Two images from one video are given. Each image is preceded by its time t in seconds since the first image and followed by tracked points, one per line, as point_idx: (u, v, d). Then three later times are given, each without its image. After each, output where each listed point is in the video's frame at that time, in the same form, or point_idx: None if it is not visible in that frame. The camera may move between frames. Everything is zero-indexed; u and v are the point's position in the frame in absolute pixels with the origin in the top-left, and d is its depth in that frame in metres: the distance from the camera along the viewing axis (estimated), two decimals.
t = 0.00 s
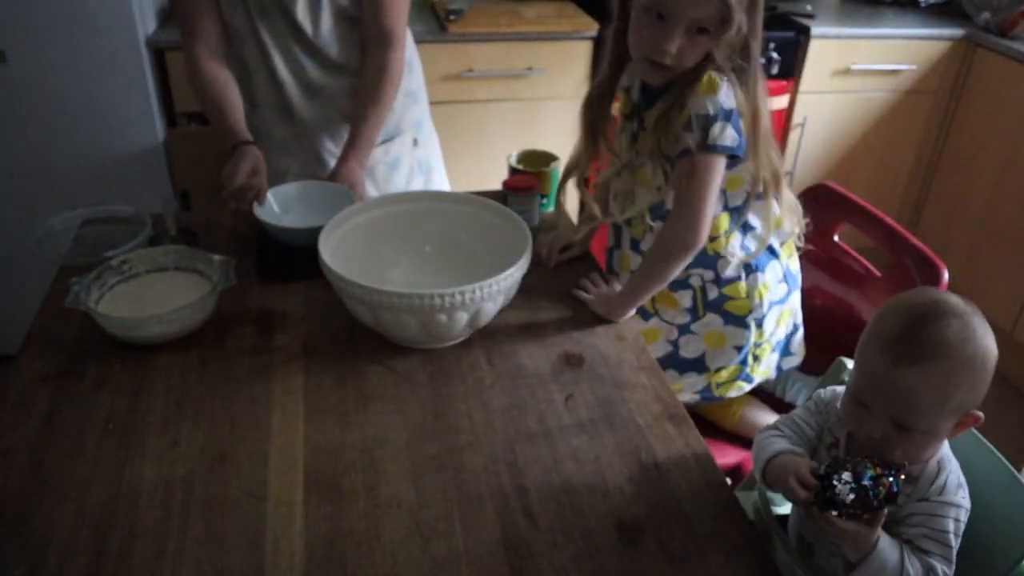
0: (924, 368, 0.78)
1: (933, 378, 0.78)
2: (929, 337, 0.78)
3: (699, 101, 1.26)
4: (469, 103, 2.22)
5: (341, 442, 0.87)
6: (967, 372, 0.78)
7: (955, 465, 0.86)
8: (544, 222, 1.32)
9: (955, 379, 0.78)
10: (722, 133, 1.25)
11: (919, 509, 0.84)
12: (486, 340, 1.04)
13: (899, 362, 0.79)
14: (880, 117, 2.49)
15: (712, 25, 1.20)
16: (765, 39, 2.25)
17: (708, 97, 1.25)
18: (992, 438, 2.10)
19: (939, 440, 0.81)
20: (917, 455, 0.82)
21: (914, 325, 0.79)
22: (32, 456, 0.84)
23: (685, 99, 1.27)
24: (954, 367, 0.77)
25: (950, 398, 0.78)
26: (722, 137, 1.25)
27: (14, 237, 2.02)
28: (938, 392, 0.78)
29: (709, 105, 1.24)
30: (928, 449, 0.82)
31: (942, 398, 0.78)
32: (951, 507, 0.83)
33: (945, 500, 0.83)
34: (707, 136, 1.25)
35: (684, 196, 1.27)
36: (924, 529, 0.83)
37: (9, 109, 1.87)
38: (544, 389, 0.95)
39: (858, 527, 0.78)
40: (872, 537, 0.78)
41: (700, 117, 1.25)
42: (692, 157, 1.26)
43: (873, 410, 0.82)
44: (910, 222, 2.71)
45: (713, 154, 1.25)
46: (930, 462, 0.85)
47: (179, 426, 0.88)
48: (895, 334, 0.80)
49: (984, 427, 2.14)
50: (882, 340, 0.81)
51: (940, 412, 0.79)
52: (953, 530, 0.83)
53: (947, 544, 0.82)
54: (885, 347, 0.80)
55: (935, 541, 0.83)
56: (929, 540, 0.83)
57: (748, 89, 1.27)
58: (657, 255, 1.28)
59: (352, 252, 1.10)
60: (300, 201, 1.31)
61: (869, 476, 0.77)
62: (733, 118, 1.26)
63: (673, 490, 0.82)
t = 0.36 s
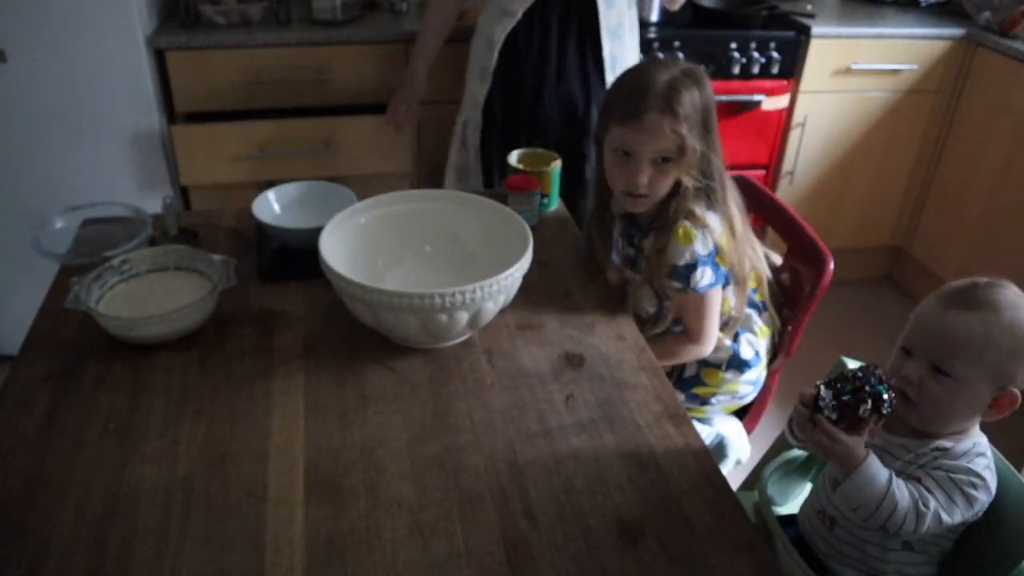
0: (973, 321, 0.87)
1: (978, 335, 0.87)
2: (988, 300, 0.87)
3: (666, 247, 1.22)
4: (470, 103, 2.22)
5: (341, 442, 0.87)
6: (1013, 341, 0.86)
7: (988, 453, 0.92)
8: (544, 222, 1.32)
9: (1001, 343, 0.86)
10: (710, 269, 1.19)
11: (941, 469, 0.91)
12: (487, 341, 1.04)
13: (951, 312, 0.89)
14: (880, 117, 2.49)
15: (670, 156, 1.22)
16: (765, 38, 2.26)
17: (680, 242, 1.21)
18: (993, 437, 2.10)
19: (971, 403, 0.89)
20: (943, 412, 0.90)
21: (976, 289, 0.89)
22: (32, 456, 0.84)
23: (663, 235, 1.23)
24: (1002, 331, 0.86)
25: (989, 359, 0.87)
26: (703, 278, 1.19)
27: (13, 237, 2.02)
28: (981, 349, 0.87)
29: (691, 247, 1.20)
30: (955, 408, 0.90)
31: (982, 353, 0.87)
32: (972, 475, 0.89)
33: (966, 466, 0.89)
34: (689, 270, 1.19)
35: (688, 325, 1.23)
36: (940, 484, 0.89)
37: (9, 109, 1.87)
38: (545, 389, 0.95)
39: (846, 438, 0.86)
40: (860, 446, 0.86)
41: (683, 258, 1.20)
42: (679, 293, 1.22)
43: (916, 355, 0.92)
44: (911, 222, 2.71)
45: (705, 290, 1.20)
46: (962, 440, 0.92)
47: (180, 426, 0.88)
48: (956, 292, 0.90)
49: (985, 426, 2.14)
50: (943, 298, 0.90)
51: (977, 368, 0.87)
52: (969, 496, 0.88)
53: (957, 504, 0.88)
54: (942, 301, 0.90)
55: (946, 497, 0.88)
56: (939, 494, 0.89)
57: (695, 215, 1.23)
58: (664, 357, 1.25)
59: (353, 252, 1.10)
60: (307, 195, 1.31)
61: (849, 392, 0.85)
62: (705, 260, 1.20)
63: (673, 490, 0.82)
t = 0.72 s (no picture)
0: (994, 351, 0.83)
1: (998, 365, 0.83)
2: (1013, 328, 0.83)
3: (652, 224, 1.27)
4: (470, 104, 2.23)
5: (341, 443, 0.87)
6: None
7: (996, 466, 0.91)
8: (544, 223, 1.32)
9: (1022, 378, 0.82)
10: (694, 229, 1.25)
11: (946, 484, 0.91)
12: (487, 341, 1.04)
13: (973, 339, 0.85)
14: (880, 118, 2.49)
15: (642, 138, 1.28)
16: (765, 39, 2.26)
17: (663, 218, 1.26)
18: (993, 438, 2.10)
19: (984, 430, 0.86)
20: (954, 435, 0.89)
21: (1007, 316, 0.84)
22: (32, 456, 0.84)
23: (649, 206, 1.28)
24: None
25: (1008, 392, 0.83)
26: (692, 237, 1.25)
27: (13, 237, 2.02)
28: (1000, 380, 0.83)
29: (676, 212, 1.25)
30: (967, 433, 0.87)
31: (1000, 386, 0.83)
32: (978, 490, 0.89)
33: (972, 482, 0.89)
34: (675, 234, 1.25)
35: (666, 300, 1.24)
36: (945, 500, 0.89)
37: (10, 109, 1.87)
38: (544, 389, 0.95)
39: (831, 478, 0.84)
40: (851, 472, 0.86)
41: (670, 226, 1.25)
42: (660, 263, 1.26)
43: (931, 377, 0.89)
44: (911, 224, 2.71)
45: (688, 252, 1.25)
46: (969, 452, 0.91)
47: (180, 426, 0.88)
48: (985, 317, 0.85)
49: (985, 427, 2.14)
50: (970, 320, 0.86)
51: (994, 400, 0.84)
52: (975, 510, 0.88)
53: (961, 519, 0.89)
54: (969, 323, 0.86)
55: (951, 513, 0.89)
56: (943, 511, 0.89)
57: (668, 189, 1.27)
58: (654, 346, 1.21)
59: (353, 252, 1.10)
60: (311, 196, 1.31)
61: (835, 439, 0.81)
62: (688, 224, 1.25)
63: (673, 490, 0.82)
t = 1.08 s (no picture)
0: (963, 329, 0.86)
1: (967, 342, 0.85)
2: (981, 309, 0.85)
3: (716, 267, 1.16)
4: (469, 100, 2.23)
5: (341, 440, 0.87)
6: (1007, 352, 0.84)
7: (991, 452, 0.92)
8: (544, 219, 1.32)
9: (991, 353, 0.84)
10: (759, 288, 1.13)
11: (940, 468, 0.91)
12: (487, 338, 1.04)
13: (943, 319, 0.87)
14: (880, 114, 2.49)
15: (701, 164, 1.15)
16: (765, 34, 2.25)
17: (729, 267, 1.14)
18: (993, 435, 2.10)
19: (963, 412, 0.88)
20: (939, 417, 0.90)
21: (974, 295, 0.87)
22: (32, 453, 0.84)
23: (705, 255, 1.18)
24: (996, 340, 0.84)
25: (978, 368, 0.85)
26: (759, 296, 1.13)
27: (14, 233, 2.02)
28: (971, 357, 0.85)
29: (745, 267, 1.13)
30: (950, 413, 0.89)
31: (972, 362, 0.85)
32: (972, 472, 0.89)
33: (966, 466, 0.89)
34: (734, 289, 1.13)
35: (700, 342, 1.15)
36: (938, 480, 0.89)
37: (9, 105, 1.87)
38: (544, 386, 0.95)
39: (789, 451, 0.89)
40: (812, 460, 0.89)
41: (733, 279, 1.13)
42: (705, 305, 1.17)
43: (908, 362, 0.91)
44: (911, 219, 2.71)
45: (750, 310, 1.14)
46: (963, 440, 0.91)
47: (180, 424, 0.88)
48: (953, 299, 0.88)
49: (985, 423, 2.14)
50: (940, 304, 0.89)
51: (967, 377, 0.86)
52: (970, 494, 0.88)
53: (957, 501, 0.88)
54: (939, 305, 0.89)
55: (945, 494, 0.88)
56: (937, 489, 0.89)
57: (744, 236, 1.14)
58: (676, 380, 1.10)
59: (353, 249, 1.10)
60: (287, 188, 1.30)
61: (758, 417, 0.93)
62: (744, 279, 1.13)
63: (674, 486, 0.82)
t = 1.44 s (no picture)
0: (945, 344, 0.87)
1: (950, 358, 0.86)
2: (963, 321, 0.87)
3: (698, 266, 1.17)
4: (469, 104, 2.23)
5: (341, 443, 0.87)
6: (989, 368, 0.85)
7: (988, 459, 0.92)
8: (544, 222, 1.32)
9: (974, 368, 0.85)
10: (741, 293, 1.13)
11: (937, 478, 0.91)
12: (487, 341, 1.04)
13: (927, 334, 0.88)
14: (880, 117, 2.49)
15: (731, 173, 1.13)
16: (765, 38, 2.26)
17: (709, 269, 1.15)
18: (992, 438, 2.10)
19: (955, 422, 0.89)
20: (927, 431, 0.91)
21: (956, 307, 0.88)
22: (32, 456, 0.84)
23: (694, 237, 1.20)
24: (979, 355, 0.85)
25: (961, 383, 0.86)
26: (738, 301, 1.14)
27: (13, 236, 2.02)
28: (955, 372, 0.86)
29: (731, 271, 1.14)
30: (938, 428, 0.90)
31: (954, 375, 0.86)
32: (969, 483, 0.89)
33: (963, 476, 0.89)
34: (713, 292, 1.14)
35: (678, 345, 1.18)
36: (936, 494, 0.89)
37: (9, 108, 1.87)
38: (544, 389, 0.95)
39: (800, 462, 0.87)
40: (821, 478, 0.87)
41: (713, 282, 1.14)
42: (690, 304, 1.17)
43: (897, 374, 0.92)
44: (911, 223, 2.71)
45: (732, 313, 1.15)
46: (958, 448, 0.91)
47: (180, 427, 0.88)
48: (938, 312, 0.89)
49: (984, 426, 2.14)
50: (925, 316, 0.90)
51: (952, 392, 0.87)
52: (967, 503, 0.88)
53: (955, 513, 0.88)
54: (924, 320, 0.90)
55: (944, 507, 0.88)
56: (936, 504, 0.88)
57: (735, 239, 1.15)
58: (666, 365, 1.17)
59: (354, 252, 1.10)
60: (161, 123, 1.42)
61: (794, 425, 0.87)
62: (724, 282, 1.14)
63: (673, 490, 0.82)
